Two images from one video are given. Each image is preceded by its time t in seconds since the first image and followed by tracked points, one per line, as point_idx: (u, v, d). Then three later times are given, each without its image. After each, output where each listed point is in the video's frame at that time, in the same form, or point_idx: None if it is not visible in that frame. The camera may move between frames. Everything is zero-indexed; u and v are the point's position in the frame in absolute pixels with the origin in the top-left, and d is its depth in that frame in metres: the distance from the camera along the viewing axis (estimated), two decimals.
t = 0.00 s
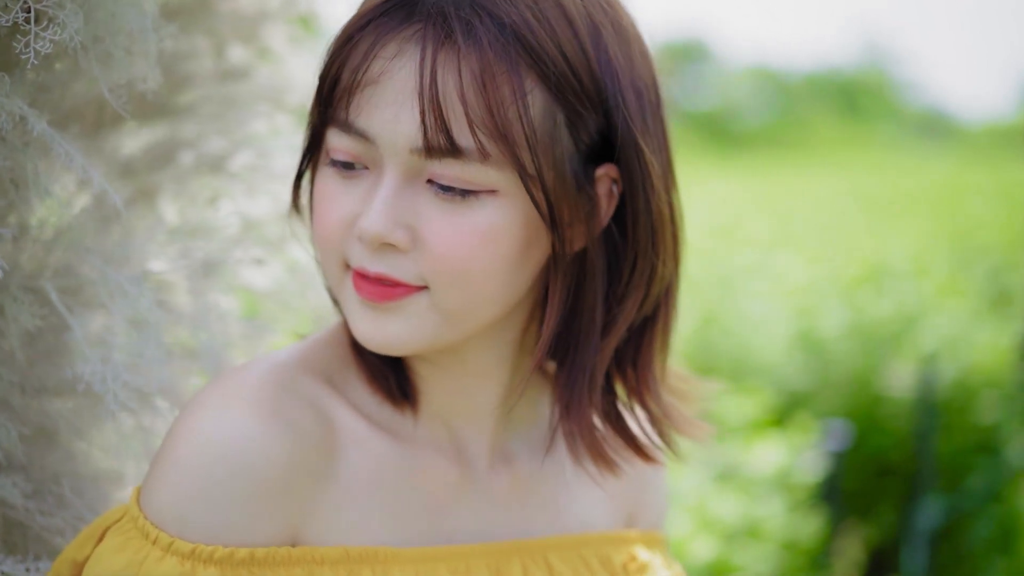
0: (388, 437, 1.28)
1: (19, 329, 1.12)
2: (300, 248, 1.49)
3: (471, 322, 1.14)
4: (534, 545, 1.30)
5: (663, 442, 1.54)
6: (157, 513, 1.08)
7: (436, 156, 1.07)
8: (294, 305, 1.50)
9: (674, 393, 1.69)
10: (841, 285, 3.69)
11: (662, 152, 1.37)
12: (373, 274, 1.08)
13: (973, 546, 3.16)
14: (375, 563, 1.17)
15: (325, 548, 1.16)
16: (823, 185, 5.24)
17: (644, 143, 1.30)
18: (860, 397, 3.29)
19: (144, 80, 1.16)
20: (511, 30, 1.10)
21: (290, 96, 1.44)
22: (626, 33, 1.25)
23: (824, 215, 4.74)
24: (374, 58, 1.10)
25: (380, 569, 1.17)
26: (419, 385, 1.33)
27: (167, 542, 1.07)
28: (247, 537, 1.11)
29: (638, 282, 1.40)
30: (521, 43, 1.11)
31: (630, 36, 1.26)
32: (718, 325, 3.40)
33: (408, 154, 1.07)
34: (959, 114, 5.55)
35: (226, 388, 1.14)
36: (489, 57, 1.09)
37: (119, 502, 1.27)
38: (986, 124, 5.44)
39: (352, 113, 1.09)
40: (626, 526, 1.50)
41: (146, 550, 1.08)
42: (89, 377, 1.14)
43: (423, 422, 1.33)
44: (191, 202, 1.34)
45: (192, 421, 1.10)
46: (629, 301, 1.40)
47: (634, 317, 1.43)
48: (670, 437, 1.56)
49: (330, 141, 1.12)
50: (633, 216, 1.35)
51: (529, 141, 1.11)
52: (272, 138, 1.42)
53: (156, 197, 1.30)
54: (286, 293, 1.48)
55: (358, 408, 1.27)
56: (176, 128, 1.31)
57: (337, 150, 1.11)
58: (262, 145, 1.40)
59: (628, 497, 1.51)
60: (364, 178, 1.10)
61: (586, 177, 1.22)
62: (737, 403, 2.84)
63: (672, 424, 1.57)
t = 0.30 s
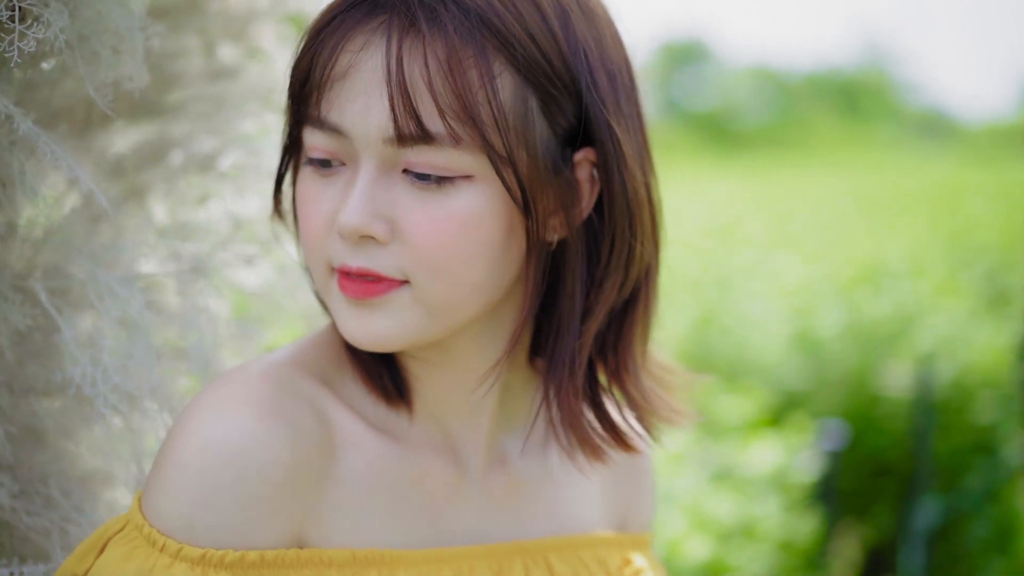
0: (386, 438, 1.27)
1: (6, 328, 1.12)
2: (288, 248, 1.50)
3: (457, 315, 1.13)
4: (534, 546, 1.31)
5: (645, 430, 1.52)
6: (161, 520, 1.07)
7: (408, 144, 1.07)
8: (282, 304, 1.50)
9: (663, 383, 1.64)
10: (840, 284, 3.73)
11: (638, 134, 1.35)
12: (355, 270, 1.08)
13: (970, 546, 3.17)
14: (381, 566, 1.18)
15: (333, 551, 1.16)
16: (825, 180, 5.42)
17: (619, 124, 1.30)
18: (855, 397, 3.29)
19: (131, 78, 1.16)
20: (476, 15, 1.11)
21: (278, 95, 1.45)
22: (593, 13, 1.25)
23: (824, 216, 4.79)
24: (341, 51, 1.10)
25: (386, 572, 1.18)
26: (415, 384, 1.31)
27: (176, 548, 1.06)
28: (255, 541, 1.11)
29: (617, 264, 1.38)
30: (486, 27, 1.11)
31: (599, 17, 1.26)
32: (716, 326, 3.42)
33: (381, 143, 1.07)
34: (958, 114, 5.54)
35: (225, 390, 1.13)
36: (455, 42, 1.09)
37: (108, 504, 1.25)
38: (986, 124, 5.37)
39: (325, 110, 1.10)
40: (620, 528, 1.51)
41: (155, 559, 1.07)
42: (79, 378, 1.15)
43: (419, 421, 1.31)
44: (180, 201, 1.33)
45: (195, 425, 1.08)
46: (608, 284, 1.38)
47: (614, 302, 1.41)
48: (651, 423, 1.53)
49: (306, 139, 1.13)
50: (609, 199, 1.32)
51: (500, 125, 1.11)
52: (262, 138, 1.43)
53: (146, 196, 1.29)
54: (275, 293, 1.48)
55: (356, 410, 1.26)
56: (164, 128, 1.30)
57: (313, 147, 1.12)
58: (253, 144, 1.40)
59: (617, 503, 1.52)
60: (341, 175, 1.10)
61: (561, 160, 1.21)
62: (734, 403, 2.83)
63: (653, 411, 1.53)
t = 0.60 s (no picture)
0: (379, 442, 1.26)
1: None
2: (272, 250, 1.51)
3: (440, 311, 1.13)
4: (534, 547, 1.31)
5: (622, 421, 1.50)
6: (166, 533, 1.07)
7: (377, 140, 1.07)
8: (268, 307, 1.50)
9: (638, 374, 1.62)
10: (837, 283, 3.73)
11: (608, 125, 1.35)
12: (332, 269, 1.08)
13: (968, 546, 3.18)
14: (387, 570, 1.18)
15: (339, 556, 1.17)
16: (825, 181, 5.46)
17: (588, 114, 1.29)
18: (851, 397, 3.30)
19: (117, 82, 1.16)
20: (440, 10, 1.11)
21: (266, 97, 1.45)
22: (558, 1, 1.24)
23: (822, 219, 4.82)
24: (306, 52, 1.10)
25: None
26: (402, 387, 1.30)
27: (184, 560, 1.06)
28: (261, 547, 1.11)
29: (588, 251, 1.35)
30: (450, 20, 1.11)
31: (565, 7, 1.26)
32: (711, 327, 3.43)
33: (350, 141, 1.07)
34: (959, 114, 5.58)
35: (215, 396, 1.12)
36: (419, 38, 1.09)
37: (95, 506, 1.25)
38: (985, 124, 5.45)
39: (295, 112, 1.10)
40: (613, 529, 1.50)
41: (163, 573, 1.06)
42: (59, 386, 1.14)
43: (408, 423, 1.31)
44: (169, 204, 1.33)
45: (191, 433, 1.08)
46: (579, 274, 1.36)
47: (585, 293, 1.39)
48: (627, 412, 1.51)
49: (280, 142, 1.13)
50: (580, 189, 1.30)
51: (468, 118, 1.11)
52: (248, 139, 1.42)
53: (135, 199, 1.29)
54: (264, 295, 1.48)
55: (347, 415, 1.25)
56: (153, 130, 1.30)
57: (288, 151, 1.12)
58: (241, 147, 1.41)
59: (612, 503, 1.52)
60: (315, 177, 1.10)
61: (531, 152, 1.21)
62: (729, 403, 2.83)
63: (628, 401, 1.52)
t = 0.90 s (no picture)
0: (367, 447, 1.26)
1: None
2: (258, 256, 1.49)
3: (420, 313, 1.13)
4: (529, 547, 1.31)
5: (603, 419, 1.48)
6: (173, 545, 1.05)
7: (350, 143, 1.07)
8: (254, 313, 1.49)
9: (615, 369, 1.61)
10: (831, 286, 3.73)
11: (581, 123, 1.35)
12: (310, 274, 1.08)
13: (963, 548, 3.15)
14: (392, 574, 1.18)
15: (344, 560, 1.17)
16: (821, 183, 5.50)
17: (561, 112, 1.29)
18: (848, 397, 3.29)
19: (103, 86, 1.16)
20: (408, 12, 1.11)
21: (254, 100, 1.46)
22: None
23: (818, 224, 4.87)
24: (276, 59, 1.10)
25: None
26: (389, 390, 1.31)
27: (193, 570, 1.05)
28: (269, 552, 1.11)
29: (563, 249, 1.35)
30: (419, 22, 1.11)
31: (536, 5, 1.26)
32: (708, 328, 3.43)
33: (323, 146, 1.07)
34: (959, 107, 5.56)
35: (205, 405, 1.11)
36: (388, 40, 1.09)
37: (83, 509, 1.23)
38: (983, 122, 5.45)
39: (268, 119, 1.10)
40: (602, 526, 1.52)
41: None
42: (47, 392, 1.14)
43: (396, 426, 1.31)
44: (158, 207, 1.34)
45: (188, 443, 1.07)
46: (555, 272, 1.36)
47: (562, 290, 1.38)
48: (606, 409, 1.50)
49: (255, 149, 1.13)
50: (554, 187, 1.30)
51: (439, 118, 1.11)
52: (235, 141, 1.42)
53: (122, 203, 1.30)
54: (254, 300, 1.47)
55: (337, 421, 1.25)
56: (140, 134, 1.31)
57: (263, 158, 1.12)
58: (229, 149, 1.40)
59: (602, 500, 1.53)
60: (289, 183, 1.10)
61: (504, 151, 1.21)
62: (722, 406, 2.86)
63: (606, 398, 1.51)
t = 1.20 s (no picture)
0: (355, 451, 1.26)
1: None
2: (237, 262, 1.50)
3: (393, 316, 1.13)
4: (521, 548, 1.32)
5: (579, 418, 1.46)
6: (169, 552, 1.05)
7: (313, 148, 1.07)
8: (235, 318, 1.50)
9: (590, 370, 1.58)
10: (825, 287, 3.73)
11: (552, 118, 1.32)
12: (282, 280, 1.08)
13: (959, 548, 3.16)
14: None
15: (342, 563, 1.17)
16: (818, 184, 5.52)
17: (529, 109, 1.27)
18: (846, 399, 3.27)
19: (86, 89, 1.17)
20: (367, 15, 1.11)
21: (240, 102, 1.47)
22: None
23: (816, 223, 4.89)
24: (239, 68, 1.11)
25: None
26: (373, 393, 1.30)
27: None
28: (264, 557, 1.11)
29: (535, 249, 1.32)
30: (378, 25, 1.11)
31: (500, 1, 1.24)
32: (704, 329, 3.43)
33: (288, 152, 1.08)
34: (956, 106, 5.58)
35: (192, 413, 1.11)
36: (347, 44, 1.09)
37: (69, 511, 1.24)
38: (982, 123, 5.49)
39: (234, 127, 1.11)
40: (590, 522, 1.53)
41: None
42: (33, 395, 1.13)
43: (382, 427, 1.31)
44: (144, 209, 1.34)
45: (174, 451, 1.07)
46: (526, 271, 1.33)
47: (535, 289, 1.36)
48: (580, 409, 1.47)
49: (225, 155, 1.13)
50: (522, 185, 1.27)
51: (402, 122, 1.11)
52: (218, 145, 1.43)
53: (107, 206, 1.29)
54: (240, 303, 1.47)
55: (324, 426, 1.26)
56: (127, 138, 1.31)
57: (232, 164, 1.13)
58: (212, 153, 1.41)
59: (587, 495, 1.55)
60: (258, 189, 1.11)
61: (470, 152, 1.20)
62: (715, 408, 2.88)
63: (579, 398, 1.48)
